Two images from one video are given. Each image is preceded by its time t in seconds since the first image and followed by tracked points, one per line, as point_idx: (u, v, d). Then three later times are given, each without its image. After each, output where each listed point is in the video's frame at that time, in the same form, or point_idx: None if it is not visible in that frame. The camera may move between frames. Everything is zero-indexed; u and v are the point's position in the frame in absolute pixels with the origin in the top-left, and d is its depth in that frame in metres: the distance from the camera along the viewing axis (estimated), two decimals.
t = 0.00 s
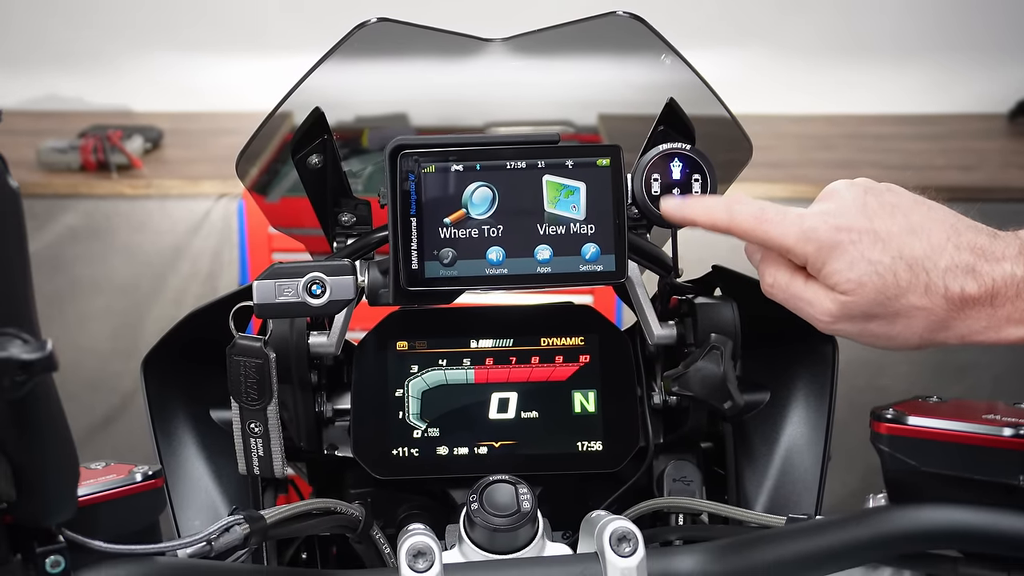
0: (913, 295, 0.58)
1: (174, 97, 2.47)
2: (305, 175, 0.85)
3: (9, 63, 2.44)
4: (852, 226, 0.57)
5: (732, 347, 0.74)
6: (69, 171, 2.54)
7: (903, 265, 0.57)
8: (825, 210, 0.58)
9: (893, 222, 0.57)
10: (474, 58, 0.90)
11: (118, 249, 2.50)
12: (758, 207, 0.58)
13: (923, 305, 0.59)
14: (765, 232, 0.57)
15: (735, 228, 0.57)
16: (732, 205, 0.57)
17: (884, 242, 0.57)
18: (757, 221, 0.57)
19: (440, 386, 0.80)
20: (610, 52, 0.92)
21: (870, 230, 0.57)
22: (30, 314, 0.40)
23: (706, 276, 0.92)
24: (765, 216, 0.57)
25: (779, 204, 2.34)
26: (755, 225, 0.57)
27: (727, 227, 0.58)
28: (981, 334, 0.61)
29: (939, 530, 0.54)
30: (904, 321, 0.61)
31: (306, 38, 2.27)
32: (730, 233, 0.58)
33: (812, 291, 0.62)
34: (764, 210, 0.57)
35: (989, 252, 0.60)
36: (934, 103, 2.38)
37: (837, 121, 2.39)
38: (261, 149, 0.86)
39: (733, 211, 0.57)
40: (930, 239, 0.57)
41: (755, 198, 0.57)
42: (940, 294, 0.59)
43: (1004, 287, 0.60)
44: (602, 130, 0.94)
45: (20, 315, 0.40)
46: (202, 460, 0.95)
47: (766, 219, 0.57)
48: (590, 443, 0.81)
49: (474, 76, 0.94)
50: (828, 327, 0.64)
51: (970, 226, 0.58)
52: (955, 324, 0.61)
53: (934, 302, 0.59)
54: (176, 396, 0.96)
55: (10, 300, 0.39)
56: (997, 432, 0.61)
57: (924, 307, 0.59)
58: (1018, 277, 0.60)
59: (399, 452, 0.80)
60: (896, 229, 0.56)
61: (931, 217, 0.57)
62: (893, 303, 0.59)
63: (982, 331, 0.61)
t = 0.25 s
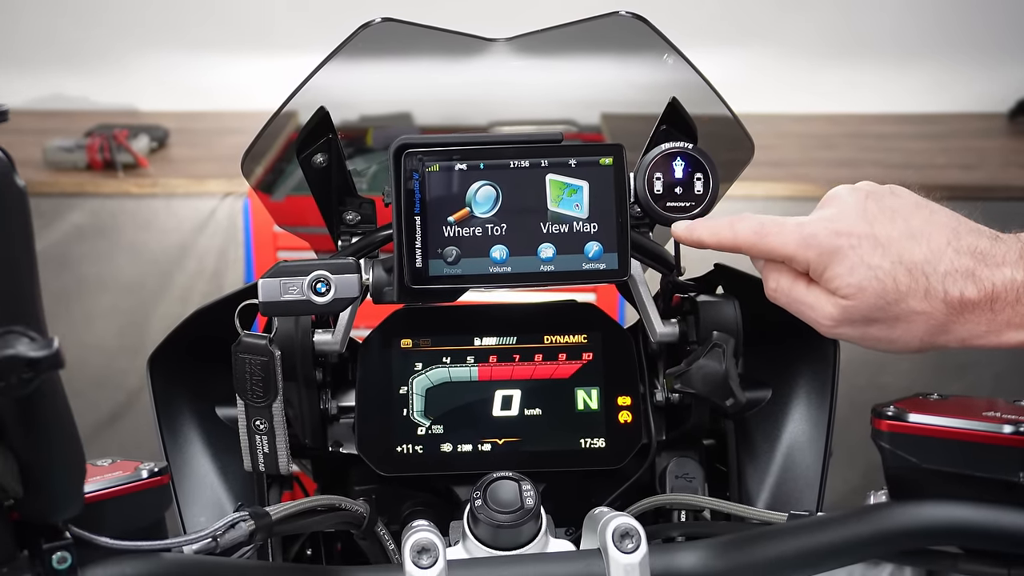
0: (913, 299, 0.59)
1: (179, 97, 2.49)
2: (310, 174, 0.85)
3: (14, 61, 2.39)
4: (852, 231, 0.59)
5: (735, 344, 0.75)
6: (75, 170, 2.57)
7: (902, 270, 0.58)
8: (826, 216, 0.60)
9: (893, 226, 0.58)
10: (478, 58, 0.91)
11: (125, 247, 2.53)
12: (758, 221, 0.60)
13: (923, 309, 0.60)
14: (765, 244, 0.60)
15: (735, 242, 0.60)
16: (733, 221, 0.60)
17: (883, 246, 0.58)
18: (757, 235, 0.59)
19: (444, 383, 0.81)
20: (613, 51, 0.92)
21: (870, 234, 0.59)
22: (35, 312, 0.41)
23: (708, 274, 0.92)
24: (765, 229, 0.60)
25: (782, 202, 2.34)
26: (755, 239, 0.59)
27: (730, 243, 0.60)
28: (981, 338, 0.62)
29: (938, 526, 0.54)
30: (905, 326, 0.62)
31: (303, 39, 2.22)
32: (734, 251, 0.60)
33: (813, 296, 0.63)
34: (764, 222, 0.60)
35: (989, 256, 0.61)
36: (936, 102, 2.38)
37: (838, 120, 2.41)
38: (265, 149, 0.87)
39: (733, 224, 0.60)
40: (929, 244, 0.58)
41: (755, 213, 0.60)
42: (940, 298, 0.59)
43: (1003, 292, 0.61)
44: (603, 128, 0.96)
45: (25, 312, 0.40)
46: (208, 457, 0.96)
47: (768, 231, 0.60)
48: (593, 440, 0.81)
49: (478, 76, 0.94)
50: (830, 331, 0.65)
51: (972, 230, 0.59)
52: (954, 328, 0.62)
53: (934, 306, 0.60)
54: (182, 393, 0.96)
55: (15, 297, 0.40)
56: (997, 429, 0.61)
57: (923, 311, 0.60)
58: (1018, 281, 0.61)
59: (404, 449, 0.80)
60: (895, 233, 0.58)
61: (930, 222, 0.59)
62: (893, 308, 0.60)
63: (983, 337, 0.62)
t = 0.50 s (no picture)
0: (912, 299, 0.61)
1: (183, 96, 2.49)
2: (314, 174, 0.86)
3: (23, 61, 2.40)
4: (853, 232, 0.61)
5: (737, 342, 0.75)
6: (81, 169, 2.53)
7: (901, 270, 0.60)
8: (827, 218, 0.62)
9: (893, 228, 0.61)
10: (481, 58, 0.91)
11: (130, 246, 2.53)
12: (761, 221, 0.63)
13: (923, 310, 0.62)
14: (767, 244, 0.62)
15: (738, 241, 0.63)
16: (736, 222, 0.63)
17: (883, 247, 0.61)
18: (759, 236, 0.62)
19: (448, 380, 0.82)
20: (615, 51, 0.92)
21: (870, 235, 0.61)
22: (40, 309, 0.41)
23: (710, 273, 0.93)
24: (768, 229, 0.62)
25: (784, 201, 2.35)
26: (756, 239, 0.62)
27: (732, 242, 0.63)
28: (981, 338, 0.64)
29: (939, 523, 0.55)
30: (906, 326, 0.64)
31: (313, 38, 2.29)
32: (735, 248, 0.63)
33: (815, 297, 0.66)
34: (766, 223, 0.63)
35: (990, 256, 0.62)
36: (936, 101, 2.40)
37: (840, 118, 2.41)
38: (271, 148, 0.88)
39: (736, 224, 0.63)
40: (928, 245, 0.60)
41: (758, 214, 0.63)
42: (940, 298, 0.61)
43: (1004, 292, 0.63)
44: (607, 128, 0.98)
45: (29, 309, 0.40)
46: (213, 454, 0.97)
47: (770, 232, 0.62)
48: (595, 437, 0.82)
49: (480, 76, 0.95)
50: (833, 331, 0.67)
51: (972, 231, 0.62)
52: (955, 328, 0.63)
53: (934, 306, 0.62)
54: (188, 390, 0.97)
55: (20, 294, 0.40)
56: (997, 426, 0.62)
57: (924, 312, 0.62)
58: (1018, 282, 0.63)
59: (408, 446, 0.81)
60: (895, 234, 0.60)
61: (930, 224, 0.61)
62: (894, 308, 0.62)
63: (985, 336, 0.64)
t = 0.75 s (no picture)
0: (922, 329, 0.52)
1: (189, 95, 2.49)
2: (319, 172, 0.87)
3: (29, 61, 2.44)
4: (863, 257, 0.50)
5: (739, 340, 0.76)
6: (87, 168, 2.65)
7: (911, 299, 0.51)
8: (833, 236, 0.51)
9: (902, 252, 0.51)
10: (484, 58, 0.93)
11: (136, 243, 2.58)
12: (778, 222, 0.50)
13: (933, 340, 0.52)
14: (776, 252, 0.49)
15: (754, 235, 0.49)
16: (755, 209, 0.49)
17: (894, 275, 0.50)
18: (778, 239, 0.49)
19: (452, 378, 0.82)
20: (617, 51, 0.93)
21: (879, 261, 0.51)
22: (48, 308, 0.41)
23: (712, 270, 0.93)
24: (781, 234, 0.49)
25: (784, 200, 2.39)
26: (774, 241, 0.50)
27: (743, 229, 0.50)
28: (990, 361, 0.56)
29: (939, 520, 0.55)
30: (914, 356, 0.54)
31: (322, 39, 2.28)
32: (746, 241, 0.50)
33: (824, 331, 0.53)
34: (785, 226, 0.50)
35: (1000, 277, 0.54)
36: (934, 99, 2.46)
37: (844, 119, 2.51)
38: (278, 145, 0.88)
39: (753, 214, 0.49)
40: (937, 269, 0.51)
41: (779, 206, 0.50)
42: (950, 325, 0.52)
43: (1013, 317, 0.55)
44: (610, 127, 0.98)
45: (36, 307, 0.40)
46: (218, 452, 0.97)
47: (781, 239, 0.50)
48: (599, 434, 0.82)
49: (482, 76, 0.95)
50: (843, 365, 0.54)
51: (979, 249, 0.53)
52: (965, 354, 0.54)
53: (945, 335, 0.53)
54: (195, 388, 0.98)
55: (23, 293, 0.40)
56: (997, 423, 0.62)
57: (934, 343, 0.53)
58: None
59: (412, 443, 0.81)
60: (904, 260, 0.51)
61: (938, 244, 0.52)
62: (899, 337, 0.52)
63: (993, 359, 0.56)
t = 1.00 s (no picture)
0: (913, 324, 0.56)
1: (196, 95, 2.50)
2: (324, 171, 0.88)
3: (35, 60, 2.47)
4: (856, 257, 0.55)
5: (741, 338, 0.76)
6: (94, 167, 2.64)
7: (902, 297, 0.55)
8: (829, 238, 0.55)
9: (893, 252, 0.56)
10: (489, 58, 0.94)
11: (142, 241, 2.59)
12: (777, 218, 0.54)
13: (924, 336, 0.57)
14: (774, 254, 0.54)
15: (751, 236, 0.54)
16: (749, 213, 0.54)
17: (884, 274, 0.55)
18: (773, 237, 0.54)
19: (455, 375, 0.83)
20: (619, 51, 0.94)
21: (872, 261, 0.55)
22: (55, 305, 0.39)
23: (714, 268, 0.94)
24: (779, 236, 0.54)
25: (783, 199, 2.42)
26: (770, 240, 0.54)
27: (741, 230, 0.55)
28: (986, 357, 0.59)
29: (939, 516, 0.56)
30: (908, 351, 0.58)
31: (327, 38, 2.29)
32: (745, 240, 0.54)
33: (828, 330, 0.59)
34: (783, 224, 0.54)
35: (991, 276, 0.58)
36: (935, 98, 2.49)
37: (844, 118, 2.52)
38: (282, 144, 0.89)
39: (748, 216, 0.54)
40: (929, 269, 0.56)
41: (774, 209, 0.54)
42: (941, 321, 0.57)
43: (1005, 313, 0.59)
44: (613, 126, 0.98)
45: (43, 304, 0.39)
46: (224, 450, 0.98)
47: (779, 241, 0.54)
48: (602, 431, 0.83)
49: (487, 76, 0.96)
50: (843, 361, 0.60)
51: (972, 250, 0.58)
52: (957, 350, 0.59)
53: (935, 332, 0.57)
54: (201, 386, 0.99)
55: (29, 292, 0.38)
56: (997, 421, 0.63)
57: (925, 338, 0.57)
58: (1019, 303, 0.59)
59: (416, 440, 0.82)
60: (895, 260, 0.55)
61: (931, 244, 0.57)
62: (892, 333, 0.57)
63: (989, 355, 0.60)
